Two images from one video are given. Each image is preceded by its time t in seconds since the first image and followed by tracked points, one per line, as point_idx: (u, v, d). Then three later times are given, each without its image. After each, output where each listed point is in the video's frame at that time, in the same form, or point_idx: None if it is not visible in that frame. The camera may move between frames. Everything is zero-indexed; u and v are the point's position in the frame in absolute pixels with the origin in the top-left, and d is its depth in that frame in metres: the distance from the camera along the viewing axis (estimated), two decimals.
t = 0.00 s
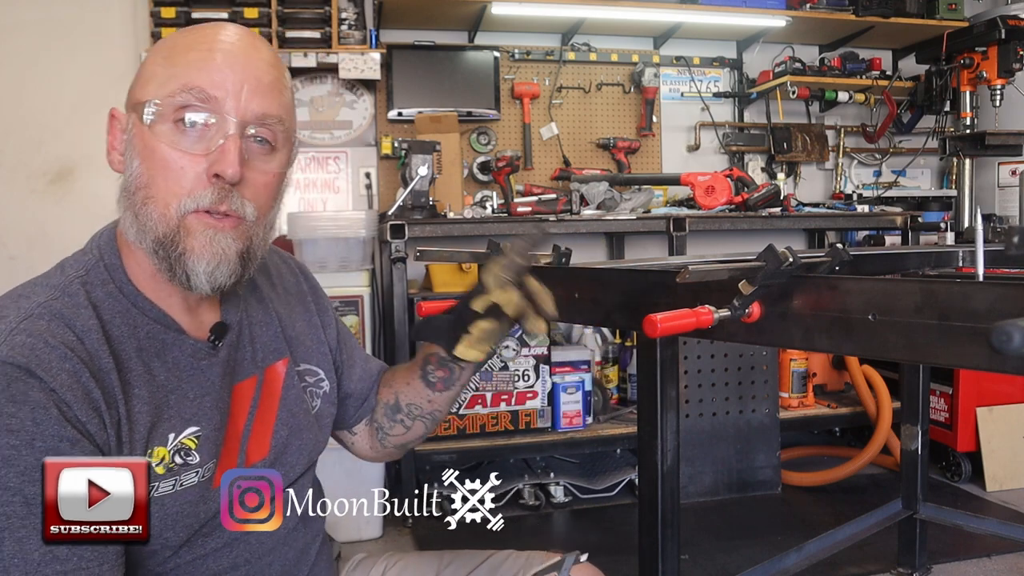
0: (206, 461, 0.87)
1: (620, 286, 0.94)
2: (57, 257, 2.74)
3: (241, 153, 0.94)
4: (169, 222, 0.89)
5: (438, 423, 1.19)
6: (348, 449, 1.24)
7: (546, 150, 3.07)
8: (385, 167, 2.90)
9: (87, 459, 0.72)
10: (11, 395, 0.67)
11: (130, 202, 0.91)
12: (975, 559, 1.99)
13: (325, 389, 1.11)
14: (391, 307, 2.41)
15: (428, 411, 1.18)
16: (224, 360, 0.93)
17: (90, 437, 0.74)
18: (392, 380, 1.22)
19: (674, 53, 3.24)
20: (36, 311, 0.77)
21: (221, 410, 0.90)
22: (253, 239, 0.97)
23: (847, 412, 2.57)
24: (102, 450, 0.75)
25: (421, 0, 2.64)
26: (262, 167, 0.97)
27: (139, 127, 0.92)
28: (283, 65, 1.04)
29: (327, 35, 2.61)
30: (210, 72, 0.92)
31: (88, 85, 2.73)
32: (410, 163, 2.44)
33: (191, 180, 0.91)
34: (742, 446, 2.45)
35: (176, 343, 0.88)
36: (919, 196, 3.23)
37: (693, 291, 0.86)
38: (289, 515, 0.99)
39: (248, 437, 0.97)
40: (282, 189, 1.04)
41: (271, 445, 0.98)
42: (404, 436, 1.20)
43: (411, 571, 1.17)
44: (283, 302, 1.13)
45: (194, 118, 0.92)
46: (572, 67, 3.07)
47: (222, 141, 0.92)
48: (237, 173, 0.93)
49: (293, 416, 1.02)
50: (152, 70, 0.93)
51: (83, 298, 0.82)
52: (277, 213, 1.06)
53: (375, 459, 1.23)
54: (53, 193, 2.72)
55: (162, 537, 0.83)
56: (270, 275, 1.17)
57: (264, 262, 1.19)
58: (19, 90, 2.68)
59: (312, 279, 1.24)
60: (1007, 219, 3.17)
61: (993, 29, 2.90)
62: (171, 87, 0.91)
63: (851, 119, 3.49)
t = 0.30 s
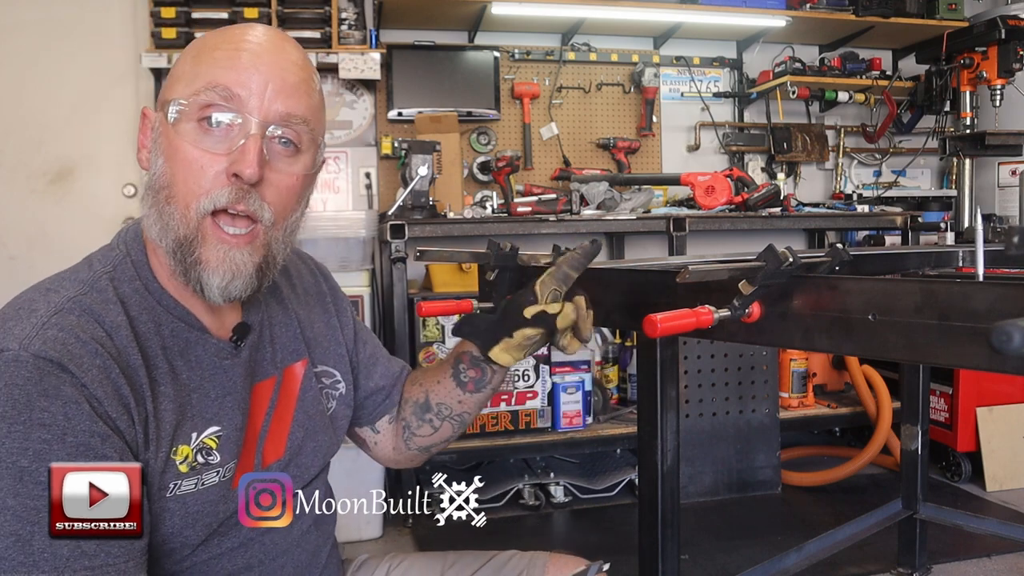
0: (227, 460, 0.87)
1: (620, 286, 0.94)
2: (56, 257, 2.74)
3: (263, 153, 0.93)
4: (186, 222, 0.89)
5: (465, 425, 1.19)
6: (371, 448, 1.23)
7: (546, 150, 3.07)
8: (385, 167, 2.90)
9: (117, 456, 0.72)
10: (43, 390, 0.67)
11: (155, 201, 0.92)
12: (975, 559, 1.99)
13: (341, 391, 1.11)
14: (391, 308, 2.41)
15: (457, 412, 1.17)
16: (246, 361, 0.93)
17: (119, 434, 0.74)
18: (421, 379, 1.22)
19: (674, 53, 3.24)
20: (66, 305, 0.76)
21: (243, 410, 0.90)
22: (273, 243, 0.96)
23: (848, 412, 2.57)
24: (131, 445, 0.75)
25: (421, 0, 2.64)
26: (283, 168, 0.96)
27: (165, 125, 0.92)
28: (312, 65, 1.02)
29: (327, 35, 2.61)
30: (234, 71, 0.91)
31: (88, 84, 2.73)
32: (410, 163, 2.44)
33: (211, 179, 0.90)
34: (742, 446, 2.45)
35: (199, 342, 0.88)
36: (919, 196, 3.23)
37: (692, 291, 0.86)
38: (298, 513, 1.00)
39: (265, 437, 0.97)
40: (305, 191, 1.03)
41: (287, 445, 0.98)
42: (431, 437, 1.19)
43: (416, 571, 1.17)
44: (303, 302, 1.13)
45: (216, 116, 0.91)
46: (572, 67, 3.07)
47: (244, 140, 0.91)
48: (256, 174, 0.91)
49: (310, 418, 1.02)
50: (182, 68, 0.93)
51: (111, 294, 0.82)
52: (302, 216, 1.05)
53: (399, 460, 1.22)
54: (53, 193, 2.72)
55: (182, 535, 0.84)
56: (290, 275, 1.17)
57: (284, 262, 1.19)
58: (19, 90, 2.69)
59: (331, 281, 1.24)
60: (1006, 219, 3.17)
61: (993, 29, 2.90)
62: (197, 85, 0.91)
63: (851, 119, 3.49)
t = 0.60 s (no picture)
0: (234, 465, 0.87)
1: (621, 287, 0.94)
2: (56, 256, 2.74)
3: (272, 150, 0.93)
4: (196, 221, 0.89)
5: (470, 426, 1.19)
6: (371, 448, 1.25)
7: (546, 150, 3.07)
8: (385, 167, 2.90)
9: (127, 461, 0.71)
10: (52, 394, 0.67)
11: (161, 201, 0.91)
12: (975, 559, 1.99)
13: (346, 393, 1.11)
14: (391, 308, 2.41)
15: (464, 414, 1.18)
16: (254, 363, 0.93)
17: (128, 438, 0.74)
18: (427, 382, 1.22)
19: (674, 53, 3.24)
20: (73, 308, 0.76)
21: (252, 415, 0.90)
22: (283, 241, 0.96)
23: (848, 412, 2.57)
24: (139, 450, 0.75)
25: (420, 0, 2.64)
26: (293, 166, 0.96)
27: (171, 124, 0.92)
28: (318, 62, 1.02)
29: (327, 35, 2.61)
30: (241, 69, 0.91)
31: (87, 84, 2.73)
32: (410, 163, 2.44)
33: (221, 179, 0.90)
34: (742, 446, 2.45)
35: (207, 344, 0.88)
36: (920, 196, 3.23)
37: (692, 291, 0.86)
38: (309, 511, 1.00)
39: (271, 440, 0.97)
40: (315, 189, 1.03)
41: (293, 449, 0.98)
42: (435, 438, 1.20)
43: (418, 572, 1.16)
44: (308, 304, 1.13)
45: (223, 113, 0.91)
46: (572, 67, 3.07)
47: (252, 139, 0.91)
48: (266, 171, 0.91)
49: (316, 421, 1.02)
50: (188, 67, 0.93)
51: (119, 296, 0.82)
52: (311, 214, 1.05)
53: (397, 460, 1.23)
54: (52, 193, 2.72)
55: (190, 541, 0.84)
56: (295, 277, 1.17)
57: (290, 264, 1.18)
58: (19, 90, 2.69)
59: (337, 283, 1.23)
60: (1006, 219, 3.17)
61: (993, 29, 2.91)
62: (203, 83, 0.91)
63: (851, 119, 3.49)
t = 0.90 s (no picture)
0: (233, 467, 0.87)
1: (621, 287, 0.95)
2: (56, 256, 2.74)
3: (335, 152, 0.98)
4: (278, 230, 0.93)
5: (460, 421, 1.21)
6: (362, 443, 1.24)
7: (546, 150, 3.07)
8: (385, 167, 2.90)
9: (124, 468, 0.71)
10: (47, 403, 0.67)
11: (223, 214, 0.90)
12: (975, 560, 1.99)
13: (342, 392, 1.11)
14: (391, 308, 2.41)
15: (453, 409, 1.19)
16: (252, 364, 0.93)
17: (125, 445, 0.74)
18: (413, 378, 1.22)
19: (674, 53, 3.24)
20: (65, 314, 0.76)
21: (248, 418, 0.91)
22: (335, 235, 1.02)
23: (848, 412, 2.57)
24: (136, 456, 0.76)
25: (420, 0, 2.64)
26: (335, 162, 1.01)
27: (226, 136, 0.89)
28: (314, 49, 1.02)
29: (327, 35, 2.61)
30: (290, 78, 0.91)
31: (88, 84, 2.73)
32: (410, 163, 2.44)
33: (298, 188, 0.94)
34: (742, 446, 2.45)
35: (204, 347, 0.88)
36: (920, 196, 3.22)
37: (692, 291, 0.86)
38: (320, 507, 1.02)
39: (269, 440, 0.97)
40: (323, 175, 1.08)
41: (290, 449, 0.99)
42: (426, 432, 1.21)
43: (417, 572, 1.16)
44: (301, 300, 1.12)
45: (272, 122, 0.90)
46: (572, 67, 3.07)
47: (306, 146, 0.94)
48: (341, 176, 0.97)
49: (313, 420, 1.02)
50: (227, 71, 0.88)
51: (111, 302, 0.82)
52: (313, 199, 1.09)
53: (388, 454, 1.24)
54: (53, 193, 2.73)
55: (190, 545, 0.85)
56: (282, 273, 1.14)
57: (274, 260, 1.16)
58: (18, 90, 2.69)
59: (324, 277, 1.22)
60: (1006, 219, 3.17)
61: (993, 29, 2.91)
62: (269, 95, 0.90)
63: (851, 119, 3.49)
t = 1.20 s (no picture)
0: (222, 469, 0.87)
1: (622, 287, 0.95)
2: (56, 256, 2.74)
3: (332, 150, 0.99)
4: (282, 230, 0.94)
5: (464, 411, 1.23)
6: (363, 430, 1.25)
7: (546, 150, 3.07)
8: (385, 167, 2.90)
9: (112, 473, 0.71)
10: (30, 410, 0.67)
11: (228, 216, 0.91)
12: (975, 560, 1.99)
13: (333, 389, 1.11)
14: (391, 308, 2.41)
15: (457, 400, 1.20)
16: (239, 364, 0.93)
17: (110, 449, 0.74)
18: (413, 369, 1.23)
19: (674, 53, 3.24)
20: (48, 319, 0.76)
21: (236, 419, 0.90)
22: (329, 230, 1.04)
23: (848, 412, 2.57)
24: (123, 461, 0.76)
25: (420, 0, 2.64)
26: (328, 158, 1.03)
27: (231, 137, 0.89)
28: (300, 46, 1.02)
29: (327, 35, 2.61)
30: (291, 81, 0.92)
31: (88, 84, 2.73)
32: (410, 163, 2.44)
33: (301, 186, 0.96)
34: (742, 446, 2.45)
35: (191, 349, 0.88)
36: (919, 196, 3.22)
37: (692, 291, 0.86)
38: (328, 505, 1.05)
39: (260, 440, 0.97)
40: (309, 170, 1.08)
41: (281, 448, 0.98)
42: (429, 421, 1.22)
43: (415, 572, 1.16)
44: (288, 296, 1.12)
45: (274, 125, 0.91)
46: (572, 67, 3.07)
47: (307, 148, 0.95)
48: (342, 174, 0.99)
49: (304, 419, 1.02)
50: (229, 72, 0.88)
51: (94, 306, 0.81)
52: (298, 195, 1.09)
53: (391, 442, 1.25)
54: (53, 193, 2.72)
55: (182, 548, 0.85)
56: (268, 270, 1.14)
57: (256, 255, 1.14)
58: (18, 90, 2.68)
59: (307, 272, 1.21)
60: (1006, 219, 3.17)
61: (993, 29, 2.91)
62: (276, 97, 0.91)
63: (851, 119, 3.49)
